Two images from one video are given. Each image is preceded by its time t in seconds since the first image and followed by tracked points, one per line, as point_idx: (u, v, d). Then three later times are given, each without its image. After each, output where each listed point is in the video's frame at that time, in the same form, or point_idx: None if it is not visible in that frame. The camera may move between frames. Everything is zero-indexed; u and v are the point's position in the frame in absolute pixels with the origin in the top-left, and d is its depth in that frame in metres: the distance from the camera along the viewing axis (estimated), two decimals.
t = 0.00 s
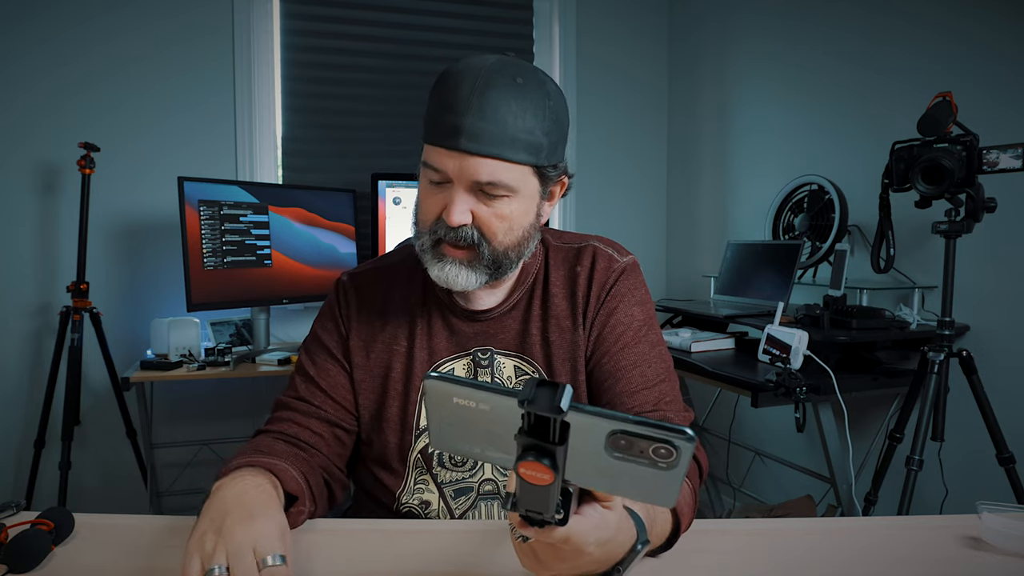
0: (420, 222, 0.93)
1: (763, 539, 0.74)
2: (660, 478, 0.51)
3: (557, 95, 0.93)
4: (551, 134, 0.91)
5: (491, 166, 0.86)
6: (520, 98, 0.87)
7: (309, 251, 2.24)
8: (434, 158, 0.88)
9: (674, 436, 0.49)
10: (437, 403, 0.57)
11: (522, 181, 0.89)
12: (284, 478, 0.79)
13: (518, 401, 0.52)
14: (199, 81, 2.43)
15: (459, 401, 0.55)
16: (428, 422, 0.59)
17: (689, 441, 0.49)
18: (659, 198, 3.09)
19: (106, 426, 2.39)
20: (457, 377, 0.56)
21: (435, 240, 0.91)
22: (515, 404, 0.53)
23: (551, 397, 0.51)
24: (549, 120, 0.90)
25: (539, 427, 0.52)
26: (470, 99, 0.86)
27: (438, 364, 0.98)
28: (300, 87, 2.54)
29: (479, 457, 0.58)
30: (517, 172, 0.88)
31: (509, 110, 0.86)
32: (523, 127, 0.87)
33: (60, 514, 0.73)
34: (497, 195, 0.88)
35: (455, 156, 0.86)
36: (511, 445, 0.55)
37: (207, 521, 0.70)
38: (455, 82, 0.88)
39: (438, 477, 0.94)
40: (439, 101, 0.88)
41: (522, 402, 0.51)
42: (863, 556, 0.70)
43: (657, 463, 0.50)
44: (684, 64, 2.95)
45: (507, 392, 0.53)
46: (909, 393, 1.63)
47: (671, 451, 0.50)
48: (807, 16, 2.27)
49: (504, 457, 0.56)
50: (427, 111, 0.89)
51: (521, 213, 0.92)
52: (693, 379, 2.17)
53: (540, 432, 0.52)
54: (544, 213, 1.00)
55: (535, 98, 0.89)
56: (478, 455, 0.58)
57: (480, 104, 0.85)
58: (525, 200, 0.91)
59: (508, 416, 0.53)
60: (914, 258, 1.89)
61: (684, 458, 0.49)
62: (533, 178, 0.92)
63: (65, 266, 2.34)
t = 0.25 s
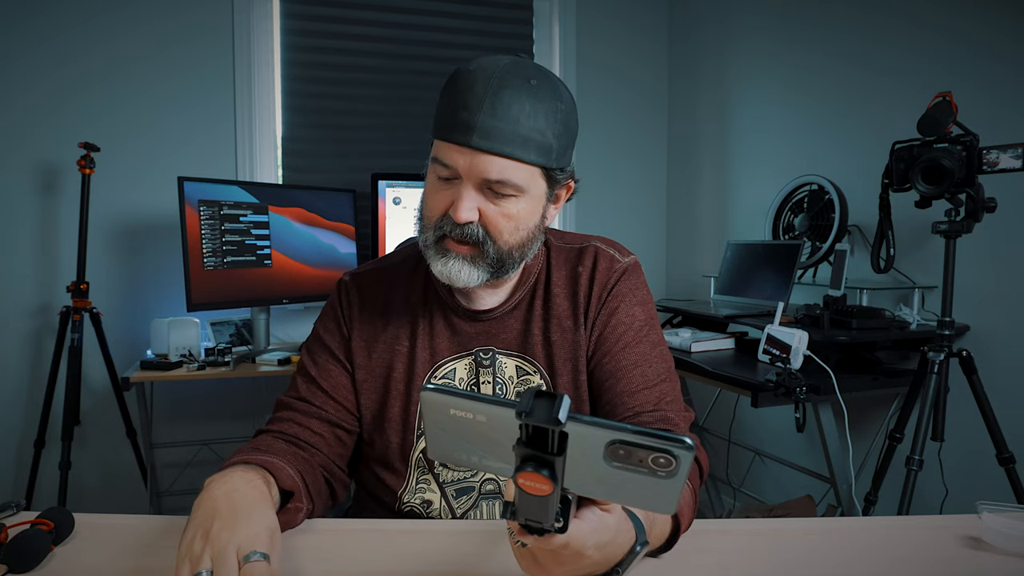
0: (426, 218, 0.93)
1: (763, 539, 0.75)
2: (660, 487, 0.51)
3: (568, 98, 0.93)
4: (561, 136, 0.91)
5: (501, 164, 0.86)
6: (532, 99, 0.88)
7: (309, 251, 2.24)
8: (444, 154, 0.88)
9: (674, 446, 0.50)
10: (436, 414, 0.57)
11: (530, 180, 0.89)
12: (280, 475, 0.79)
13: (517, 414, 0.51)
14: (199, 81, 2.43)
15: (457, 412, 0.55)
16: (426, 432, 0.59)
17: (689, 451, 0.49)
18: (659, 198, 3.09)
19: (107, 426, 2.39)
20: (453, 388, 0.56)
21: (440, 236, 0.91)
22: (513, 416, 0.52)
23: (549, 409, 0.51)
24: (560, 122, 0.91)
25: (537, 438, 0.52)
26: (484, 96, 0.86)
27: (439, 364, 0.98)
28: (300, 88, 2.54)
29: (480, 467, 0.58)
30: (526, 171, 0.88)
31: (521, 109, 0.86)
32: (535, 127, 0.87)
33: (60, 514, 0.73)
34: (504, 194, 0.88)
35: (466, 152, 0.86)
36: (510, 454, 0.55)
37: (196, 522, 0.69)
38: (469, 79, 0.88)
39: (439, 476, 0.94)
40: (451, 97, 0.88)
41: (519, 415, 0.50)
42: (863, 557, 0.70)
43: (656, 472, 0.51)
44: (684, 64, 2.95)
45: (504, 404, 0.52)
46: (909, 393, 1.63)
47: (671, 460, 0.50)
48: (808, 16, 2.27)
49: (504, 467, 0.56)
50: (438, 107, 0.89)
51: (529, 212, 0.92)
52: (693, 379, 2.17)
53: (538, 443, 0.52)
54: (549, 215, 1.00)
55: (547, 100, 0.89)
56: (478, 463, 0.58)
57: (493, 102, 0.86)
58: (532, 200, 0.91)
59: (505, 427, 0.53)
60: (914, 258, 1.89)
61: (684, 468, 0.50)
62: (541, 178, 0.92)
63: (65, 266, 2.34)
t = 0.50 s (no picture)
0: (432, 215, 0.93)
1: (763, 539, 0.74)
2: (662, 480, 0.51)
3: (577, 100, 0.94)
4: (570, 137, 0.92)
5: (509, 161, 0.86)
6: (542, 98, 0.88)
7: (309, 251, 2.24)
8: (452, 150, 0.88)
9: (675, 437, 0.50)
10: (437, 408, 0.56)
11: (536, 179, 0.90)
12: (273, 476, 0.78)
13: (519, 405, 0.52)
14: (199, 81, 2.43)
15: (458, 406, 0.55)
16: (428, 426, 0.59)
17: (690, 442, 0.49)
18: (659, 198, 3.09)
19: (106, 426, 2.39)
20: (455, 381, 0.56)
21: (446, 232, 0.91)
22: (515, 409, 0.52)
23: (552, 401, 0.52)
24: (569, 123, 0.91)
25: (540, 430, 0.52)
26: (494, 93, 0.87)
27: (441, 363, 0.98)
28: (300, 88, 2.54)
29: (481, 460, 0.58)
30: (533, 170, 0.88)
31: (530, 108, 0.87)
32: (544, 126, 0.88)
33: (60, 514, 0.73)
34: (511, 192, 0.89)
35: (475, 147, 0.86)
36: (512, 449, 0.55)
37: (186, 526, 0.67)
38: (479, 77, 0.89)
39: (440, 475, 0.94)
40: (461, 94, 0.89)
41: (522, 406, 0.51)
42: (864, 557, 0.70)
43: (658, 464, 0.51)
44: (684, 64, 2.95)
45: (506, 398, 0.52)
46: (909, 393, 1.63)
47: (673, 452, 0.50)
48: (808, 16, 2.27)
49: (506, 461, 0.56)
50: (447, 104, 0.90)
51: (534, 212, 0.92)
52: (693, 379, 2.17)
53: (540, 436, 0.52)
54: (555, 216, 1.00)
55: (556, 100, 0.90)
56: (480, 458, 0.58)
57: (503, 100, 0.86)
58: (538, 200, 0.92)
59: (507, 421, 0.53)
60: (914, 258, 1.89)
61: (686, 459, 0.50)
62: (548, 178, 0.92)
63: (65, 266, 2.34)
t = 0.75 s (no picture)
0: (434, 209, 0.93)
1: (763, 539, 0.75)
2: (668, 486, 0.51)
3: (584, 100, 0.94)
4: (574, 136, 0.92)
5: (512, 156, 0.87)
6: (548, 96, 0.89)
7: (309, 251, 2.24)
8: (457, 143, 0.88)
9: (683, 445, 0.50)
10: (443, 413, 0.57)
11: (539, 176, 0.90)
12: (254, 450, 0.77)
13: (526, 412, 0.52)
14: (198, 81, 2.42)
15: (463, 411, 0.56)
16: (432, 432, 0.59)
17: (698, 450, 0.50)
18: (660, 197, 3.09)
19: (106, 426, 2.39)
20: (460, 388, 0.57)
21: (447, 225, 0.91)
22: (520, 415, 0.53)
23: (558, 409, 0.51)
24: (574, 122, 0.91)
25: (545, 438, 0.52)
26: (500, 89, 0.87)
27: (442, 361, 0.98)
28: (300, 87, 2.54)
29: (484, 466, 0.58)
30: (536, 166, 0.89)
31: (536, 104, 0.87)
32: (549, 124, 0.88)
33: (60, 514, 0.73)
34: (512, 187, 0.89)
35: (479, 142, 0.87)
36: (516, 454, 0.55)
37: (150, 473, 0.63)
38: (487, 72, 0.90)
39: (440, 472, 0.93)
40: (468, 89, 0.89)
41: (529, 414, 0.51)
42: (864, 556, 0.70)
43: (665, 473, 0.51)
44: (684, 64, 2.95)
45: (512, 403, 0.53)
46: (909, 393, 1.63)
47: (680, 460, 0.50)
48: (809, 15, 2.27)
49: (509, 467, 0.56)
50: (455, 98, 0.90)
51: (536, 209, 0.92)
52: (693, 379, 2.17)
53: (546, 443, 0.52)
54: (557, 216, 1.00)
55: (562, 98, 0.90)
56: (483, 463, 0.58)
57: (508, 95, 0.86)
58: (540, 197, 0.92)
59: (512, 426, 0.54)
60: (914, 258, 1.89)
61: (693, 467, 0.50)
62: (551, 176, 0.92)
63: (65, 266, 2.34)
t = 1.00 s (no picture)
0: (439, 201, 0.93)
1: (763, 539, 0.75)
2: (674, 488, 0.52)
3: (591, 100, 0.95)
4: (580, 133, 0.92)
5: (517, 148, 0.87)
6: (555, 92, 0.89)
7: (309, 251, 2.24)
8: (463, 135, 0.89)
9: (690, 446, 0.50)
10: (447, 414, 0.57)
11: (543, 170, 0.90)
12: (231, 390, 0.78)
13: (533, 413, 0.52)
14: (198, 81, 2.42)
15: (469, 412, 0.55)
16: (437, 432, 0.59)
17: (704, 451, 0.50)
18: (660, 197, 3.09)
19: (106, 426, 2.39)
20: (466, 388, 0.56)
21: (450, 217, 0.91)
22: (527, 416, 0.53)
23: (564, 410, 0.52)
24: (581, 120, 0.92)
25: (551, 439, 0.52)
26: (507, 84, 0.87)
27: (445, 357, 0.97)
28: (300, 88, 2.54)
29: (489, 466, 0.58)
30: (540, 159, 0.89)
31: (543, 99, 0.88)
32: (554, 119, 0.88)
33: (60, 514, 0.73)
34: (516, 178, 0.89)
35: (484, 134, 0.87)
36: (521, 455, 0.55)
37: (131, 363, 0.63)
38: (496, 68, 0.90)
39: (439, 468, 0.93)
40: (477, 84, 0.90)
41: (535, 415, 0.51)
42: (864, 557, 0.70)
43: (670, 474, 0.51)
44: (684, 64, 2.95)
45: (519, 405, 0.53)
46: (909, 393, 1.63)
47: (686, 462, 0.50)
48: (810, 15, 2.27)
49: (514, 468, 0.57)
50: (464, 93, 0.91)
51: (539, 202, 0.92)
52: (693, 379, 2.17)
53: (552, 444, 0.52)
54: (560, 215, 1.00)
55: (570, 95, 0.91)
56: (487, 463, 0.58)
57: (516, 90, 0.87)
58: (543, 191, 0.92)
59: (519, 427, 0.53)
60: (914, 258, 1.89)
61: (699, 468, 0.50)
62: (555, 172, 0.93)
63: (65, 266, 2.34)
